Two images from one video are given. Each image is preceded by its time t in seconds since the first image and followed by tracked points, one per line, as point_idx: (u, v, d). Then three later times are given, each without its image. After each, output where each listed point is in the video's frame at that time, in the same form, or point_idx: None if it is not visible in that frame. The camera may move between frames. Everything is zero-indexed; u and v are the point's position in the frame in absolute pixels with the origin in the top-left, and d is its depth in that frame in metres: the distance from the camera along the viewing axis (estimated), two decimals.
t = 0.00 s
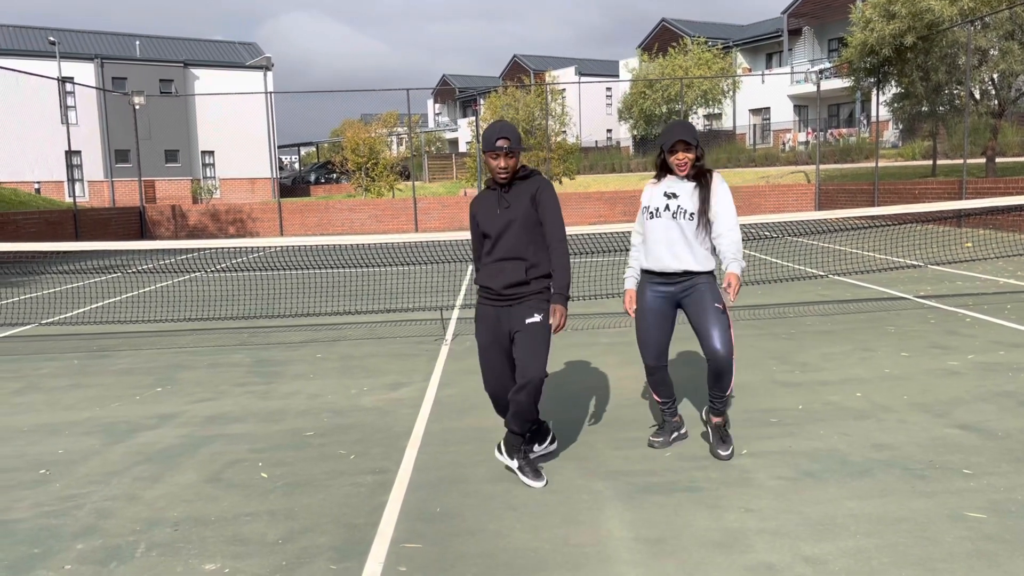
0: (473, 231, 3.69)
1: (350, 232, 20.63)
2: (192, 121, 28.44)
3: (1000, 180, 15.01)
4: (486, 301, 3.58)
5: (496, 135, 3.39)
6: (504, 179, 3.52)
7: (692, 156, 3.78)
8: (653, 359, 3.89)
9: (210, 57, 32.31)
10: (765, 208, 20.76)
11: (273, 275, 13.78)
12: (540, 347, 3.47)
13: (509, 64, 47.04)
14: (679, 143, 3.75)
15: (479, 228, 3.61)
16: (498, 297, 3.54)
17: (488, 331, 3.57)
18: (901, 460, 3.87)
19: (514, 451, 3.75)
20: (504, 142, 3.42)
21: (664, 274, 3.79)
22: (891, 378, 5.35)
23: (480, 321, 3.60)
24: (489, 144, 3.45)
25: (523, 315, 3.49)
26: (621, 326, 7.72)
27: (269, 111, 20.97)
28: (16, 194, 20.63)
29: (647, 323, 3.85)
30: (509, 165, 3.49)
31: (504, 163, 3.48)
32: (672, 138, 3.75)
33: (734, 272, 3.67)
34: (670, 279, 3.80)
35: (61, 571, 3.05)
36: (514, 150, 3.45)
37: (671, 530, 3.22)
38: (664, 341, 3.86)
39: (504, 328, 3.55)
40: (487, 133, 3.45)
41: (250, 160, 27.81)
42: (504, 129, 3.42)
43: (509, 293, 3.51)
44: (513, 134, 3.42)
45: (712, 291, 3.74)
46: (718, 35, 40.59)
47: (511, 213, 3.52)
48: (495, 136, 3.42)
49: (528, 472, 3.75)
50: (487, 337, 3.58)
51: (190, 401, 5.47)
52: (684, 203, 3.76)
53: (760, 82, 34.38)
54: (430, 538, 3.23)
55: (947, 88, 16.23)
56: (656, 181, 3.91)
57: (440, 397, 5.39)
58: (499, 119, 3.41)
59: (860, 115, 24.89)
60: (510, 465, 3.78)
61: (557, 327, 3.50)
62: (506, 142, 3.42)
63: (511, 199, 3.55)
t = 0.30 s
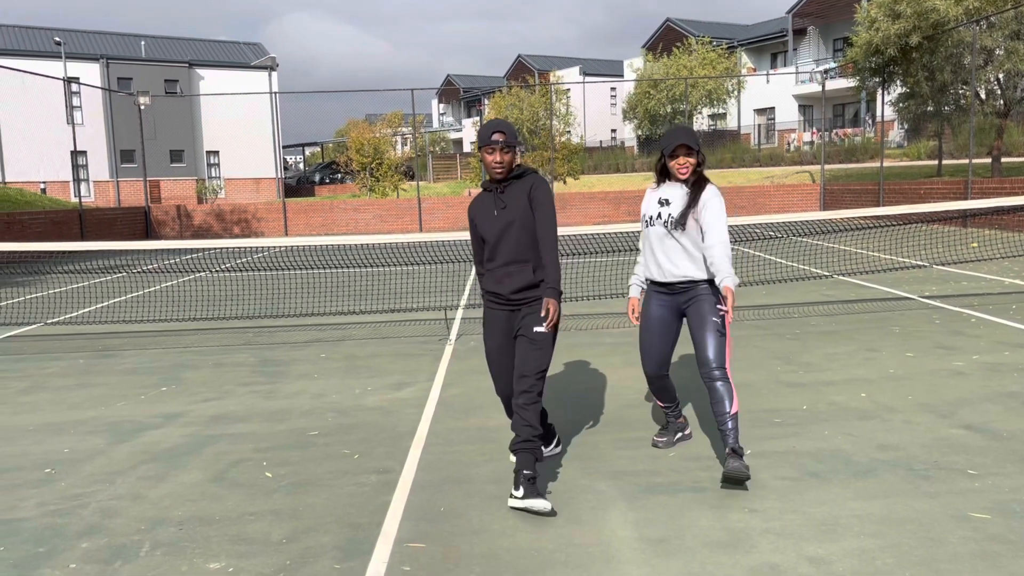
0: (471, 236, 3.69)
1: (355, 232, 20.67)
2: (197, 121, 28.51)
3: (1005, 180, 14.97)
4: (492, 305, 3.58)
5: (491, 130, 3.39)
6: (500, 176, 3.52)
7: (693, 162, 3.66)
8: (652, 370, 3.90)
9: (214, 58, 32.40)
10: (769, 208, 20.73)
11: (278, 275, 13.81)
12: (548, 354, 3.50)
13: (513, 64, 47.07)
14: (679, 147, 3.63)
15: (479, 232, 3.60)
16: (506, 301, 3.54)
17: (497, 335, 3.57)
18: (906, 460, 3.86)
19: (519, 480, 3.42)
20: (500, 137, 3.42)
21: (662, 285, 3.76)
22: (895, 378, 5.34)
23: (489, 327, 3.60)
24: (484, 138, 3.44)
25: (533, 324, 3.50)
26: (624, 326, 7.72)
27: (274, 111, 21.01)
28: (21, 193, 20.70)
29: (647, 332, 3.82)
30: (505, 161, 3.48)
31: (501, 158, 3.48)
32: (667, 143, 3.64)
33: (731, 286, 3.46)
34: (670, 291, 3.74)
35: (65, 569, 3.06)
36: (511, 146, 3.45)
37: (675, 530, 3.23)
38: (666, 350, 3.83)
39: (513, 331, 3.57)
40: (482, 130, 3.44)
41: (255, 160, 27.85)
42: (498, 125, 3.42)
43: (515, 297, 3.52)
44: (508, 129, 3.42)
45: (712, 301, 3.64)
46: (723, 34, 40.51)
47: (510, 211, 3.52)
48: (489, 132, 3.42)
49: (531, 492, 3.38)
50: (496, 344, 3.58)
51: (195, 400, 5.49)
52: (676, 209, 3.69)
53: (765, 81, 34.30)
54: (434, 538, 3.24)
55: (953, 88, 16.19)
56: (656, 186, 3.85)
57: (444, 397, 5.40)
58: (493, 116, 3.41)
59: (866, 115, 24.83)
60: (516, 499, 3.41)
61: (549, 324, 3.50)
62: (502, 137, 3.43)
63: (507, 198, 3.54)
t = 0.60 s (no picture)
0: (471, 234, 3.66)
1: (358, 232, 20.69)
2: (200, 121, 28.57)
3: (1009, 181, 14.94)
4: (494, 301, 3.51)
5: (489, 124, 3.41)
6: (499, 171, 3.54)
7: (711, 161, 3.63)
8: (660, 374, 3.93)
9: (218, 58, 32.46)
10: (772, 209, 20.72)
11: (281, 275, 13.83)
12: (551, 352, 3.42)
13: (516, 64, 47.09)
14: (694, 146, 3.60)
15: (480, 228, 3.59)
16: (506, 294, 3.46)
17: (498, 332, 3.51)
18: (909, 461, 3.86)
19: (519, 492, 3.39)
20: (498, 131, 3.44)
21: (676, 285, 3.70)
22: (899, 379, 5.34)
23: (488, 326, 3.53)
24: (482, 134, 3.47)
25: (535, 322, 3.42)
26: (627, 327, 7.72)
27: (277, 112, 21.05)
28: (25, 194, 20.76)
29: (658, 338, 3.80)
30: (503, 155, 3.50)
31: (498, 154, 3.49)
32: (681, 140, 3.67)
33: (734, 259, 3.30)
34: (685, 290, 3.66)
35: (69, 569, 3.07)
36: (510, 140, 3.46)
37: (677, 530, 3.22)
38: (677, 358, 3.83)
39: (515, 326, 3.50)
40: (480, 124, 3.47)
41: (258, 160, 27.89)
42: (496, 120, 3.45)
43: (518, 288, 3.43)
44: (505, 123, 3.44)
45: (723, 304, 3.51)
46: (727, 35, 40.50)
47: (508, 203, 3.51)
48: (487, 126, 3.44)
49: (530, 512, 3.32)
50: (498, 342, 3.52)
51: (199, 401, 5.50)
52: (694, 203, 3.67)
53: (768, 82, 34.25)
54: (437, 539, 3.24)
55: (957, 89, 16.13)
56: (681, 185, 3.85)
57: (447, 397, 5.40)
58: (492, 110, 3.44)
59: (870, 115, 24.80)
60: (516, 509, 3.40)
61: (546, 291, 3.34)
62: (501, 131, 3.44)
63: (507, 192, 3.54)
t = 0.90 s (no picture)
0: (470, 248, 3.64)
1: (360, 233, 20.71)
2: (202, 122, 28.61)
3: (1011, 182, 14.93)
4: (496, 310, 3.50)
5: (488, 144, 3.37)
6: (498, 190, 3.50)
7: (706, 169, 3.59)
8: (677, 380, 3.75)
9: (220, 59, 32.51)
10: (774, 210, 20.72)
11: (283, 275, 13.85)
12: (552, 359, 3.41)
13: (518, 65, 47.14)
14: (691, 155, 3.57)
15: (480, 245, 3.56)
16: (510, 303, 3.45)
17: (500, 340, 3.48)
18: (911, 463, 3.85)
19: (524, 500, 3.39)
20: (497, 151, 3.41)
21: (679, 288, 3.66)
22: (901, 380, 5.33)
23: (490, 335, 3.50)
24: (481, 153, 3.43)
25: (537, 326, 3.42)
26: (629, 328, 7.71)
27: (279, 113, 21.10)
28: (27, 194, 20.79)
29: (665, 338, 3.69)
30: (502, 176, 3.47)
31: (497, 173, 3.46)
32: (677, 150, 3.63)
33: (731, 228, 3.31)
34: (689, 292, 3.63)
35: (70, 570, 3.07)
36: (508, 160, 3.44)
37: (679, 532, 3.22)
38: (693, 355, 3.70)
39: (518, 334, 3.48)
40: (479, 143, 3.43)
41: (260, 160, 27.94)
42: (495, 139, 3.41)
43: (520, 297, 3.43)
44: (505, 143, 3.40)
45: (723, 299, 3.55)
46: (728, 36, 40.54)
47: (510, 220, 3.49)
48: (486, 146, 3.40)
49: (531, 515, 3.32)
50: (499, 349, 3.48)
51: (200, 401, 5.50)
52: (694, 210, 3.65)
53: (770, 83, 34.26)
54: (438, 540, 3.23)
55: (959, 90, 16.07)
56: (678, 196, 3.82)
57: (449, 398, 5.40)
58: (490, 129, 3.40)
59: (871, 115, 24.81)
60: (517, 511, 3.42)
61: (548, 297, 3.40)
62: (500, 151, 3.41)
63: (508, 209, 3.51)
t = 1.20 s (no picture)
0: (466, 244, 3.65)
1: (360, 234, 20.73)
2: (202, 124, 28.64)
3: (1012, 184, 14.94)
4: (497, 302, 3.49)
5: (482, 133, 3.42)
6: (493, 180, 3.54)
7: (689, 161, 3.73)
8: (668, 371, 3.65)
9: (221, 60, 32.53)
10: (774, 211, 20.73)
11: (284, 278, 13.86)
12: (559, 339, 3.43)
13: (518, 67, 47.18)
14: (677, 146, 3.67)
15: (479, 239, 3.58)
16: (511, 297, 3.46)
17: (499, 335, 3.44)
18: (913, 465, 3.85)
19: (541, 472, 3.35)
20: (491, 141, 3.46)
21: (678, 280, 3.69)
22: (902, 382, 5.33)
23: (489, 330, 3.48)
24: (476, 143, 3.48)
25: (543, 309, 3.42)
26: (630, 329, 7.71)
27: (280, 114, 21.09)
28: (28, 196, 20.78)
29: (662, 331, 3.68)
30: (497, 166, 3.52)
31: (492, 163, 3.51)
32: (662, 144, 3.72)
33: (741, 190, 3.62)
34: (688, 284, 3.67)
35: (72, 572, 3.06)
36: (502, 150, 3.49)
37: (681, 534, 3.22)
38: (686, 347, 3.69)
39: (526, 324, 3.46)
40: (473, 134, 3.47)
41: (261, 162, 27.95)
42: (489, 129, 3.47)
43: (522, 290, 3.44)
44: (498, 133, 3.45)
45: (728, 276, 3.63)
46: (728, 37, 40.58)
47: (508, 212, 3.50)
48: (481, 136, 3.45)
49: (544, 497, 3.27)
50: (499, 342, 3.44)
51: (201, 403, 5.50)
52: (684, 203, 3.71)
53: (771, 84, 34.28)
54: (439, 542, 3.23)
55: (959, 92, 16.06)
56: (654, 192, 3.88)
57: (450, 400, 5.40)
58: (484, 119, 3.45)
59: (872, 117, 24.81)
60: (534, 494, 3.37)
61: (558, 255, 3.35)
62: (493, 141, 3.46)
63: (505, 200, 3.53)
